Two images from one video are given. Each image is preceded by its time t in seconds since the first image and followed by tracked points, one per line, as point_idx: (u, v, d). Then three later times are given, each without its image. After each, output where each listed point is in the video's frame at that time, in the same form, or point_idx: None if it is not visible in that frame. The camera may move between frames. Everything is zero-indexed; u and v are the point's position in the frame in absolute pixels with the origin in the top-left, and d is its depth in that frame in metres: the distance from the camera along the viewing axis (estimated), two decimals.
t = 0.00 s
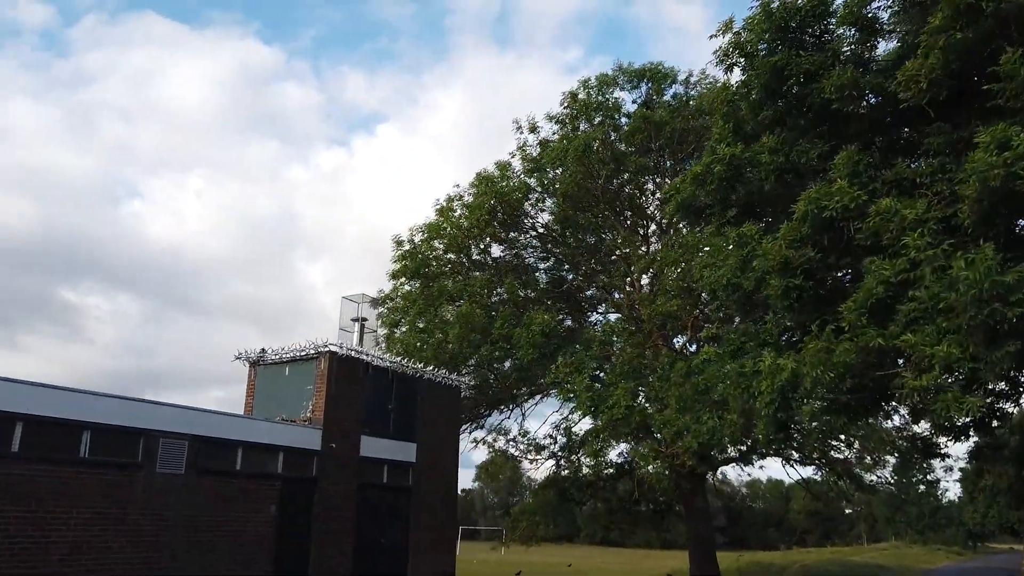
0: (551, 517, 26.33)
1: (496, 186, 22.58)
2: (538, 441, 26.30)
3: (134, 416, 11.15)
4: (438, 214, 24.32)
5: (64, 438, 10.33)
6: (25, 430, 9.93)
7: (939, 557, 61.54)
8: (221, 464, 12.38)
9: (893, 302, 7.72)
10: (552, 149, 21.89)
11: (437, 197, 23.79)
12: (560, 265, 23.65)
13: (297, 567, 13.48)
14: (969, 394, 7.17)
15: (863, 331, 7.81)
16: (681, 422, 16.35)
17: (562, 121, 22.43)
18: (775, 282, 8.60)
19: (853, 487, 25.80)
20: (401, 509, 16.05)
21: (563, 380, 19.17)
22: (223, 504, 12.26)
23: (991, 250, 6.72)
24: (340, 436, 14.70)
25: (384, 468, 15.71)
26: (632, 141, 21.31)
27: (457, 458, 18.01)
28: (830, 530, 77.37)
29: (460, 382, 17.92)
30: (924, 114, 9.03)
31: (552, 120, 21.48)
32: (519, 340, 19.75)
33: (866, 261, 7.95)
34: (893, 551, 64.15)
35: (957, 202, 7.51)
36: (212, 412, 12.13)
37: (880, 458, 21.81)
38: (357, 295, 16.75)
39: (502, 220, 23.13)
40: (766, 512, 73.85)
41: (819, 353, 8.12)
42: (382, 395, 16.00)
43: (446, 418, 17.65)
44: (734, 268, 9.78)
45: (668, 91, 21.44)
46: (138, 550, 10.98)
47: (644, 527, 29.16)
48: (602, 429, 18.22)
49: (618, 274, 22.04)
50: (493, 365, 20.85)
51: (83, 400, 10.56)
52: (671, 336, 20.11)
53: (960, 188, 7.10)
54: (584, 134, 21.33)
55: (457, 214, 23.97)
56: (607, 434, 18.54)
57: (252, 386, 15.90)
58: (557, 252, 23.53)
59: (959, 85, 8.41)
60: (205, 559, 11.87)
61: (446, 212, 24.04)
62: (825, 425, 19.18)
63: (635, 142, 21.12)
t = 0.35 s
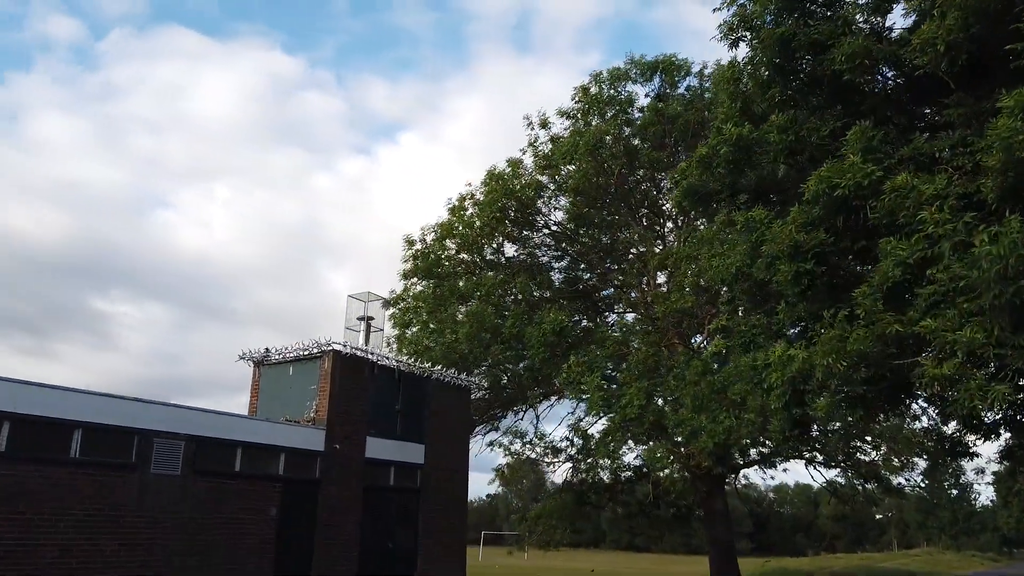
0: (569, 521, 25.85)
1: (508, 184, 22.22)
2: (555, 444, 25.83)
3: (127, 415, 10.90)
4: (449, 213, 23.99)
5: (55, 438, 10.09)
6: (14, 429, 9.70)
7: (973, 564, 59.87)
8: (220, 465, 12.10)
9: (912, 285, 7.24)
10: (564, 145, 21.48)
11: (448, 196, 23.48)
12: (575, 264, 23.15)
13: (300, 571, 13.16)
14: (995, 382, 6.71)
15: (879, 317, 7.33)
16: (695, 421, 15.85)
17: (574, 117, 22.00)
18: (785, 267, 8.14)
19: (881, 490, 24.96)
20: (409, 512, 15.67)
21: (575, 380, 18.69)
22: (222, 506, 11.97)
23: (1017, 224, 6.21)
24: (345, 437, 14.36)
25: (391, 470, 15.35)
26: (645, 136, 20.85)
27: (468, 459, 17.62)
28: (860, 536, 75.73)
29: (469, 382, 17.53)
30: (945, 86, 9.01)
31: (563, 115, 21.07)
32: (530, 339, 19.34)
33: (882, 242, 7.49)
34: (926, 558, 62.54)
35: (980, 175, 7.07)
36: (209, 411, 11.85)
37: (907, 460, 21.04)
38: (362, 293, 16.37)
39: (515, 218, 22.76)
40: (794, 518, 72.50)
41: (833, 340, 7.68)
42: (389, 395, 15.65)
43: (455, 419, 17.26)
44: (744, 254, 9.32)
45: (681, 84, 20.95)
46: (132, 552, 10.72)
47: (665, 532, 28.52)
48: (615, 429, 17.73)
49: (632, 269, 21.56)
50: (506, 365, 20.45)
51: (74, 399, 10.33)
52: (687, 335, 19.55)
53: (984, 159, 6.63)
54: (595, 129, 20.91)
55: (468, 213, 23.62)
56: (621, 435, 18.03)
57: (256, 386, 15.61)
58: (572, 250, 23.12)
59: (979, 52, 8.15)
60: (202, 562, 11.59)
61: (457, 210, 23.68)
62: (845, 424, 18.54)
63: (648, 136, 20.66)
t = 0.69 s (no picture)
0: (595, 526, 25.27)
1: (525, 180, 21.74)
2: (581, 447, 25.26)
3: (127, 416, 10.64)
4: (468, 211, 23.62)
5: (51, 439, 9.85)
6: (8, 430, 9.47)
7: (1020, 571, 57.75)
8: (224, 467, 11.79)
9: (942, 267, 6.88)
10: (583, 139, 21.00)
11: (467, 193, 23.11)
12: (598, 263, 22.68)
13: None
14: None
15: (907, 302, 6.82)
16: (721, 421, 15.30)
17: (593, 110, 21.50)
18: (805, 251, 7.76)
19: (919, 494, 23.96)
20: (424, 516, 15.26)
21: (594, 381, 18.14)
22: (226, 509, 11.66)
23: None
24: (356, 439, 13.99)
25: (405, 473, 14.96)
26: (666, 128, 20.28)
27: (486, 462, 17.19)
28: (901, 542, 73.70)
29: (486, 382, 17.08)
30: (971, 52, 8.68)
31: (581, 108, 20.58)
32: (549, 338, 18.86)
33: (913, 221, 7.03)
34: (969, 565, 60.54)
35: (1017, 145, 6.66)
36: (213, 412, 11.55)
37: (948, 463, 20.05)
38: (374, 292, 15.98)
39: (535, 215, 22.33)
40: (831, 523, 70.68)
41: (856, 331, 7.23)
42: (402, 395, 15.27)
43: (472, 420, 16.82)
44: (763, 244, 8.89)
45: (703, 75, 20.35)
46: (130, 557, 10.44)
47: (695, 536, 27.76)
48: (636, 430, 17.17)
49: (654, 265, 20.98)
50: (526, 366, 20.00)
51: (72, 399, 10.07)
52: (712, 332, 18.91)
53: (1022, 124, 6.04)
54: (614, 122, 20.39)
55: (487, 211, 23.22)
56: (644, 436, 17.45)
57: (267, 387, 15.31)
58: (596, 249, 22.68)
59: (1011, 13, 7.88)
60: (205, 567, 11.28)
61: (476, 208, 23.28)
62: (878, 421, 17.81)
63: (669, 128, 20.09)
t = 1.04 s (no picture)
0: (610, 530, 24.78)
1: (534, 177, 21.30)
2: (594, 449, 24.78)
3: (118, 418, 10.37)
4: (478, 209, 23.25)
5: (38, 442, 9.58)
6: None
7: None
8: (220, 471, 11.49)
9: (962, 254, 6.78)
10: (594, 134, 20.56)
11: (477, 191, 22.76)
12: (612, 262, 22.23)
13: None
14: None
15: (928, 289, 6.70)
16: (735, 422, 14.78)
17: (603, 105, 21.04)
18: (817, 238, 7.64)
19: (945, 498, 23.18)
20: (428, 521, 14.88)
21: (605, 382, 17.67)
22: (221, 514, 11.35)
23: None
24: (357, 441, 13.65)
25: (409, 476, 14.60)
26: (679, 123, 19.79)
27: (493, 465, 16.79)
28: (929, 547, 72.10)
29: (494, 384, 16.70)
30: (994, 22, 8.51)
31: (592, 103, 20.14)
32: (560, 338, 18.44)
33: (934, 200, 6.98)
34: (1001, 571, 58.92)
35: None
36: (207, 414, 11.26)
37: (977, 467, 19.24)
38: (378, 292, 15.64)
39: (545, 213, 21.94)
40: (856, 528, 69.23)
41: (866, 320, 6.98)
42: (406, 397, 14.91)
43: (478, 423, 16.43)
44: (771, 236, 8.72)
45: (717, 67, 19.82)
46: (121, 562, 10.16)
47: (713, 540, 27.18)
48: (649, 432, 16.69)
49: (667, 263, 20.48)
50: (537, 366, 19.61)
51: (60, 401, 9.81)
52: (727, 331, 18.37)
53: None
54: (626, 117, 19.93)
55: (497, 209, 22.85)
56: (657, 438, 16.94)
57: (269, 389, 15.00)
58: (609, 247, 22.26)
59: None
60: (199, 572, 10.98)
61: (486, 207, 22.91)
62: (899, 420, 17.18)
63: (682, 122, 19.58)
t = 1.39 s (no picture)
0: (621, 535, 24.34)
1: (538, 174, 20.89)
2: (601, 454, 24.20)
3: (99, 419, 10.03)
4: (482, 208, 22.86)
5: (14, 443, 9.24)
6: None
7: None
8: (208, 474, 11.13)
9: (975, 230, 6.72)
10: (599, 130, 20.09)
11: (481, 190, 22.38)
12: (622, 263, 21.67)
13: None
14: None
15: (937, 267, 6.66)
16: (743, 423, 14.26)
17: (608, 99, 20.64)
18: (817, 217, 7.78)
19: (967, 502, 22.38)
20: (428, 525, 14.47)
21: (610, 382, 17.19)
22: (208, 518, 10.99)
23: None
24: (352, 443, 13.26)
25: (407, 479, 14.19)
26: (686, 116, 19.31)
27: (496, 468, 16.34)
28: (954, 554, 70.49)
29: (496, 384, 16.27)
30: None
31: (596, 97, 19.70)
32: (564, 337, 17.99)
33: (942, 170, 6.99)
34: None
35: None
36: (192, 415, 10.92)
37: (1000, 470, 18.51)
38: (375, 290, 15.29)
39: (551, 212, 21.51)
40: (880, 534, 67.71)
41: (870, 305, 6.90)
42: (404, 398, 14.52)
43: (480, 425, 16.01)
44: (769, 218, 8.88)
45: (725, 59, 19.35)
46: (101, 568, 9.81)
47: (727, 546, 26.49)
48: (656, 434, 16.17)
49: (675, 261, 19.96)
50: (542, 366, 19.20)
51: (39, 401, 9.45)
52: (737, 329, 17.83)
53: None
54: (631, 110, 19.48)
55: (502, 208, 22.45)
56: (664, 441, 16.41)
57: (264, 390, 14.67)
58: (617, 247, 21.79)
59: None
60: None
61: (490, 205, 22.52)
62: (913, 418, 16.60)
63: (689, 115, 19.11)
